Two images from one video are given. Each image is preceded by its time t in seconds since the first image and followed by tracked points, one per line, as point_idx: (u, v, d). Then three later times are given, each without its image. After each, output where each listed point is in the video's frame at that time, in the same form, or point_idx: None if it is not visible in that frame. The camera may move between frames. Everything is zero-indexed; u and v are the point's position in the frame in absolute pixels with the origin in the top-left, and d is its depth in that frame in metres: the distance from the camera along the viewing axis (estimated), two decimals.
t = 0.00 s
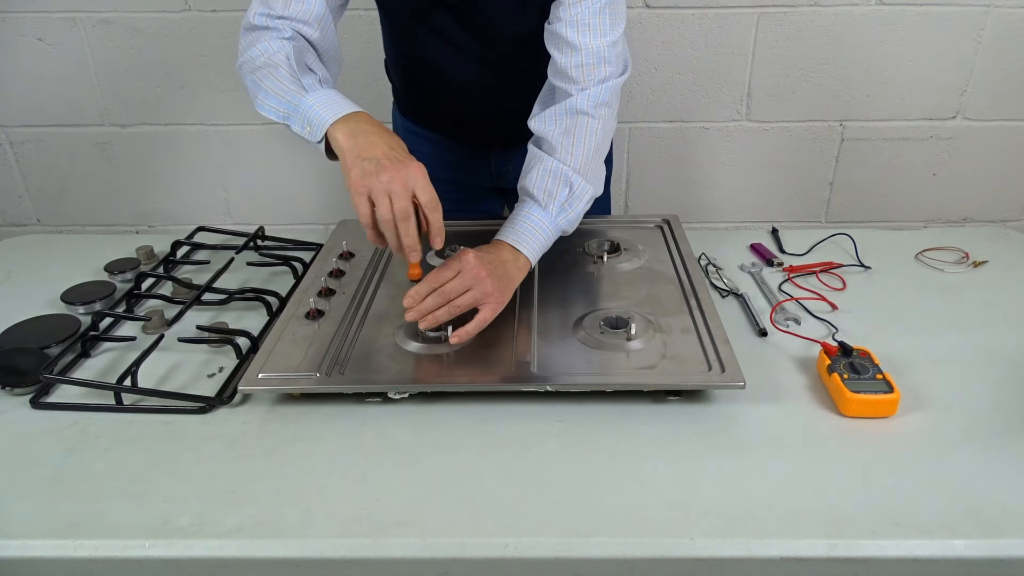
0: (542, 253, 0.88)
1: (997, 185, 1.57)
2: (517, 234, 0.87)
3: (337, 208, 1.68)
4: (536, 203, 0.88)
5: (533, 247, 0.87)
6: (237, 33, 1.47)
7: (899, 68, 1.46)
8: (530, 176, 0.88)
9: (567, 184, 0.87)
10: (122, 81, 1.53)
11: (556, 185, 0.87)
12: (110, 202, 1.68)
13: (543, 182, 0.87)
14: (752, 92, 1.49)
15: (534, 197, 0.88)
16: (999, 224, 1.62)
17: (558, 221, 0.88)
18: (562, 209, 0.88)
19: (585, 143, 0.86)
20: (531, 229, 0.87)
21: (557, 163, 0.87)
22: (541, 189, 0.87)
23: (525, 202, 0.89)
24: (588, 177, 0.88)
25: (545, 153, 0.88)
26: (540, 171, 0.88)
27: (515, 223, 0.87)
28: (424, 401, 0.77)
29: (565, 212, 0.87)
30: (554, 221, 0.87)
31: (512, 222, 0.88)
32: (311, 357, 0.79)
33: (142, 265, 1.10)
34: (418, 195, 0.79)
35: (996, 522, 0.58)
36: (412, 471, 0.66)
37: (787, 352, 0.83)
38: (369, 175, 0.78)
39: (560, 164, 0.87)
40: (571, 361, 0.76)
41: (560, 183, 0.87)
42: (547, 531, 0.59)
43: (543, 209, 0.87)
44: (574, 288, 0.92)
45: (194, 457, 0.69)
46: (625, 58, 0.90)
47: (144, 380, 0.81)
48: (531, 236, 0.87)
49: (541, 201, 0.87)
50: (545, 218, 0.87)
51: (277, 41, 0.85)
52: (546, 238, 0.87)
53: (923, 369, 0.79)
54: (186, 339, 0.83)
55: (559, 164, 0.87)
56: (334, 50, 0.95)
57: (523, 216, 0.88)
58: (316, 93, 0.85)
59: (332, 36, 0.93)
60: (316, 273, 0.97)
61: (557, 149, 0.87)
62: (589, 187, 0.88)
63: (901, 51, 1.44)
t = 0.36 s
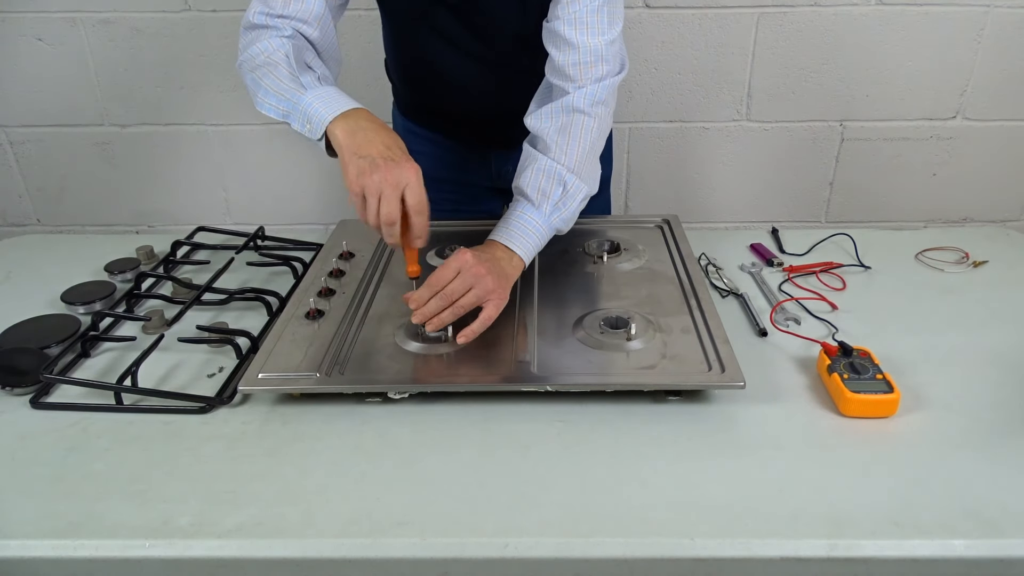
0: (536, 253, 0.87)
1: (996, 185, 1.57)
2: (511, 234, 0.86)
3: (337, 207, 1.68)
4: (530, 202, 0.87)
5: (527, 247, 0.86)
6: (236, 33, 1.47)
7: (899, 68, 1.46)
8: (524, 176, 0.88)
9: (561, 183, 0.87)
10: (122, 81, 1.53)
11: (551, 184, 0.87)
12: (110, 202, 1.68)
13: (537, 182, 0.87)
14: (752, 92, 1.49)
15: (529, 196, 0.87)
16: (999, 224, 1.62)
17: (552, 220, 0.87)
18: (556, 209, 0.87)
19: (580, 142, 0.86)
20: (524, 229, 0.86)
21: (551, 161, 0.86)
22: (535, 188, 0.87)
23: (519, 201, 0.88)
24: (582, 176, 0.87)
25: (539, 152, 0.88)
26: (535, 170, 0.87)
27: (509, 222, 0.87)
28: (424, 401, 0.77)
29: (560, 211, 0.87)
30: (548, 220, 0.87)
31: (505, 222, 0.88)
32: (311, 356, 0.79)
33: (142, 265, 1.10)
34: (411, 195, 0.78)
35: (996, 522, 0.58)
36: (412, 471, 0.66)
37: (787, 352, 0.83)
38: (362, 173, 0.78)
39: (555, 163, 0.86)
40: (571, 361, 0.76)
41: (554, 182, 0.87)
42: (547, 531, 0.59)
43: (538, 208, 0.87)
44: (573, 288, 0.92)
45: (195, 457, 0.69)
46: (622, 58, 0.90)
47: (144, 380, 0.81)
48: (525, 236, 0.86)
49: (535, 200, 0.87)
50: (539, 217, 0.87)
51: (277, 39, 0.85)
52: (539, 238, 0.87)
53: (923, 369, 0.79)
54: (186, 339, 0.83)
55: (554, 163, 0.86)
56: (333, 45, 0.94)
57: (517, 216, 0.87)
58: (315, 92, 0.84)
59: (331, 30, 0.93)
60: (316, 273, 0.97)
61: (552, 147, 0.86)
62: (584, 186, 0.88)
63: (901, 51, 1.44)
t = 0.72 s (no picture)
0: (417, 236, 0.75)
1: (997, 185, 1.57)
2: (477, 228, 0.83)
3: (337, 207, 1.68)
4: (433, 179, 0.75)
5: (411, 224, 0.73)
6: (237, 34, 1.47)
7: (899, 68, 1.46)
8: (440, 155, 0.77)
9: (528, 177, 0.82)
10: (122, 81, 1.53)
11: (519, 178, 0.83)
12: (110, 202, 1.68)
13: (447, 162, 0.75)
14: (752, 92, 1.49)
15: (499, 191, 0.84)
16: (999, 224, 1.62)
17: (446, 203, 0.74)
18: (340, 234, 0.76)
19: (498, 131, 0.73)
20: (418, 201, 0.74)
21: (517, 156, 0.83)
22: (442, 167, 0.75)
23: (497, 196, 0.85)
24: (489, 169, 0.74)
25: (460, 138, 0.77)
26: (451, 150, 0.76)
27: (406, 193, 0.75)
28: (424, 401, 0.77)
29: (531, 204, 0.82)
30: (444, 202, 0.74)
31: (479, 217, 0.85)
32: (311, 356, 0.79)
33: (142, 265, 1.10)
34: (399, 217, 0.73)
35: (996, 522, 0.58)
36: (411, 471, 0.66)
37: (787, 352, 0.83)
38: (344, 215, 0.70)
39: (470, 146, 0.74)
40: (571, 361, 0.76)
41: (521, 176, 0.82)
42: (547, 531, 0.59)
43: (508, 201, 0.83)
44: (573, 288, 0.92)
45: (195, 457, 0.69)
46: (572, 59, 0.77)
47: (144, 380, 0.81)
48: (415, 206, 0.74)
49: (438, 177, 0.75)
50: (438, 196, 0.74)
51: (202, 71, 1.06)
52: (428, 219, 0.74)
53: (923, 369, 0.79)
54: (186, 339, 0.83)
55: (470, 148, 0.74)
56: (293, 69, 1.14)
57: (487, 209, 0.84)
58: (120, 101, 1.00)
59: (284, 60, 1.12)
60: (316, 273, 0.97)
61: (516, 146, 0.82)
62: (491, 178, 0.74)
63: (901, 51, 1.44)
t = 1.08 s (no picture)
0: (579, 243, 0.89)
1: (997, 185, 1.57)
2: (556, 223, 0.88)
3: (337, 207, 1.68)
4: (576, 193, 0.89)
5: (572, 235, 0.88)
6: (237, 34, 1.47)
7: (899, 68, 1.46)
8: (571, 168, 0.90)
9: (607, 175, 0.88)
10: (122, 81, 1.53)
11: (597, 176, 0.88)
12: (110, 202, 1.68)
13: (584, 175, 0.89)
14: (752, 91, 1.49)
15: (575, 188, 0.89)
16: (998, 224, 1.62)
17: (597, 212, 0.89)
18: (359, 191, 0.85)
19: (624, 137, 0.88)
20: (567, 215, 0.88)
21: (597, 156, 0.88)
22: (581, 180, 0.89)
23: (566, 192, 0.90)
24: (627, 172, 0.90)
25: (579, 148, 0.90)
26: (581, 163, 0.89)
27: (551, 211, 0.89)
28: (424, 401, 0.77)
29: (605, 203, 0.89)
30: (593, 212, 0.89)
31: (550, 212, 0.89)
32: (311, 356, 0.79)
33: (142, 265, 1.10)
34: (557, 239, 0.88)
35: (996, 522, 0.58)
36: (411, 471, 0.66)
37: (787, 352, 0.83)
38: (501, 258, 0.82)
39: (601, 157, 0.88)
40: (571, 361, 0.76)
41: (600, 174, 0.88)
42: (546, 531, 0.59)
43: (583, 198, 0.89)
44: (573, 289, 0.92)
45: (194, 457, 0.69)
46: (657, 57, 0.91)
47: (144, 380, 0.81)
48: (567, 221, 0.88)
49: (582, 191, 0.89)
50: (583, 207, 0.89)
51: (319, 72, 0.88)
52: (584, 228, 0.89)
53: (923, 369, 0.79)
54: (186, 339, 0.83)
55: (601, 158, 0.88)
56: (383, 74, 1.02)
57: (562, 206, 0.89)
58: (350, 125, 0.89)
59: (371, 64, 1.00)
60: (316, 273, 0.97)
61: (601, 142, 0.88)
62: (628, 180, 0.90)
63: (901, 51, 1.44)
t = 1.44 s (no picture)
0: (571, 244, 0.89)
1: (997, 185, 1.57)
2: (547, 223, 0.87)
3: (337, 207, 1.68)
4: (567, 193, 0.89)
5: (563, 236, 0.87)
6: (237, 34, 1.47)
7: (899, 68, 1.46)
8: (562, 169, 0.90)
9: (598, 176, 0.88)
10: (122, 81, 1.53)
11: (588, 176, 0.88)
12: (110, 202, 1.68)
13: (576, 175, 0.88)
14: (752, 91, 1.49)
15: (566, 188, 0.88)
16: (998, 224, 1.62)
17: (588, 212, 0.88)
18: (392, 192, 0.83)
19: (616, 137, 0.88)
20: (559, 216, 0.87)
21: (588, 155, 0.88)
22: (572, 180, 0.88)
23: (557, 193, 0.90)
24: (619, 172, 0.89)
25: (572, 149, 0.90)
26: (573, 163, 0.89)
27: (543, 212, 0.88)
28: (424, 401, 0.77)
29: (596, 203, 0.88)
30: (585, 212, 0.88)
31: (542, 213, 0.89)
32: (311, 356, 0.79)
33: (142, 265, 1.10)
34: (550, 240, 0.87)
35: (996, 522, 0.58)
36: (411, 471, 0.66)
37: (787, 352, 0.83)
38: (492, 256, 0.83)
39: (593, 156, 0.88)
40: (571, 361, 0.76)
41: (591, 175, 0.88)
42: (546, 531, 0.59)
43: (575, 199, 0.88)
44: (573, 289, 0.92)
45: (195, 457, 0.69)
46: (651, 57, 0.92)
47: (144, 380, 0.81)
48: (558, 221, 0.87)
49: (573, 192, 0.88)
50: (575, 207, 0.88)
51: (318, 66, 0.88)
52: (575, 229, 0.88)
53: (923, 369, 0.79)
54: (187, 339, 0.83)
55: (592, 158, 0.88)
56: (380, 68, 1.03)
57: (553, 206, 0.88)
58: (352, 118, 0.88)
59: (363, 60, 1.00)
60: (316, 273, 0.97)
61: (592, 141, 0.88)
62: (619, 180, 0.89)
63: (901, 51, 1.44)
